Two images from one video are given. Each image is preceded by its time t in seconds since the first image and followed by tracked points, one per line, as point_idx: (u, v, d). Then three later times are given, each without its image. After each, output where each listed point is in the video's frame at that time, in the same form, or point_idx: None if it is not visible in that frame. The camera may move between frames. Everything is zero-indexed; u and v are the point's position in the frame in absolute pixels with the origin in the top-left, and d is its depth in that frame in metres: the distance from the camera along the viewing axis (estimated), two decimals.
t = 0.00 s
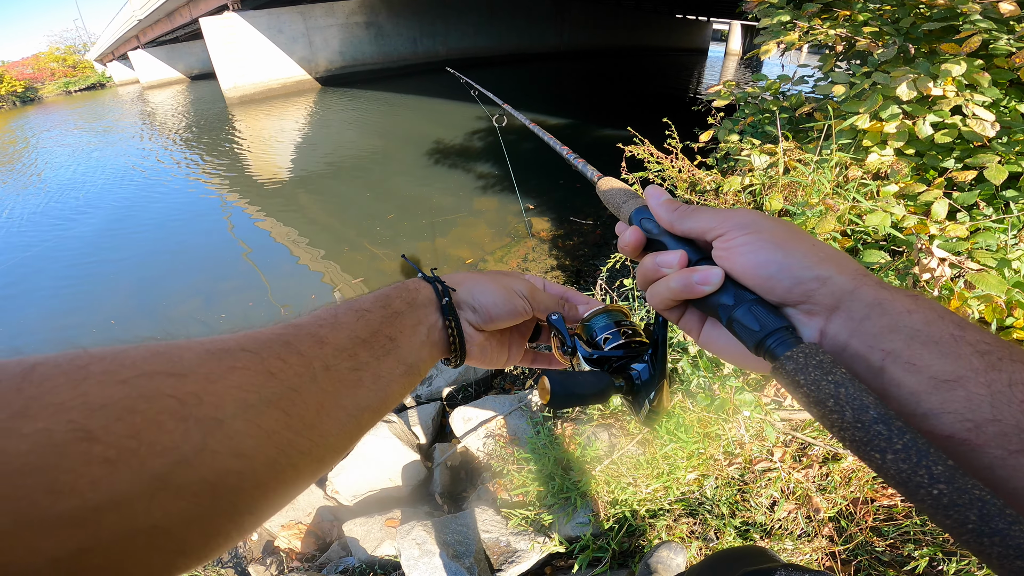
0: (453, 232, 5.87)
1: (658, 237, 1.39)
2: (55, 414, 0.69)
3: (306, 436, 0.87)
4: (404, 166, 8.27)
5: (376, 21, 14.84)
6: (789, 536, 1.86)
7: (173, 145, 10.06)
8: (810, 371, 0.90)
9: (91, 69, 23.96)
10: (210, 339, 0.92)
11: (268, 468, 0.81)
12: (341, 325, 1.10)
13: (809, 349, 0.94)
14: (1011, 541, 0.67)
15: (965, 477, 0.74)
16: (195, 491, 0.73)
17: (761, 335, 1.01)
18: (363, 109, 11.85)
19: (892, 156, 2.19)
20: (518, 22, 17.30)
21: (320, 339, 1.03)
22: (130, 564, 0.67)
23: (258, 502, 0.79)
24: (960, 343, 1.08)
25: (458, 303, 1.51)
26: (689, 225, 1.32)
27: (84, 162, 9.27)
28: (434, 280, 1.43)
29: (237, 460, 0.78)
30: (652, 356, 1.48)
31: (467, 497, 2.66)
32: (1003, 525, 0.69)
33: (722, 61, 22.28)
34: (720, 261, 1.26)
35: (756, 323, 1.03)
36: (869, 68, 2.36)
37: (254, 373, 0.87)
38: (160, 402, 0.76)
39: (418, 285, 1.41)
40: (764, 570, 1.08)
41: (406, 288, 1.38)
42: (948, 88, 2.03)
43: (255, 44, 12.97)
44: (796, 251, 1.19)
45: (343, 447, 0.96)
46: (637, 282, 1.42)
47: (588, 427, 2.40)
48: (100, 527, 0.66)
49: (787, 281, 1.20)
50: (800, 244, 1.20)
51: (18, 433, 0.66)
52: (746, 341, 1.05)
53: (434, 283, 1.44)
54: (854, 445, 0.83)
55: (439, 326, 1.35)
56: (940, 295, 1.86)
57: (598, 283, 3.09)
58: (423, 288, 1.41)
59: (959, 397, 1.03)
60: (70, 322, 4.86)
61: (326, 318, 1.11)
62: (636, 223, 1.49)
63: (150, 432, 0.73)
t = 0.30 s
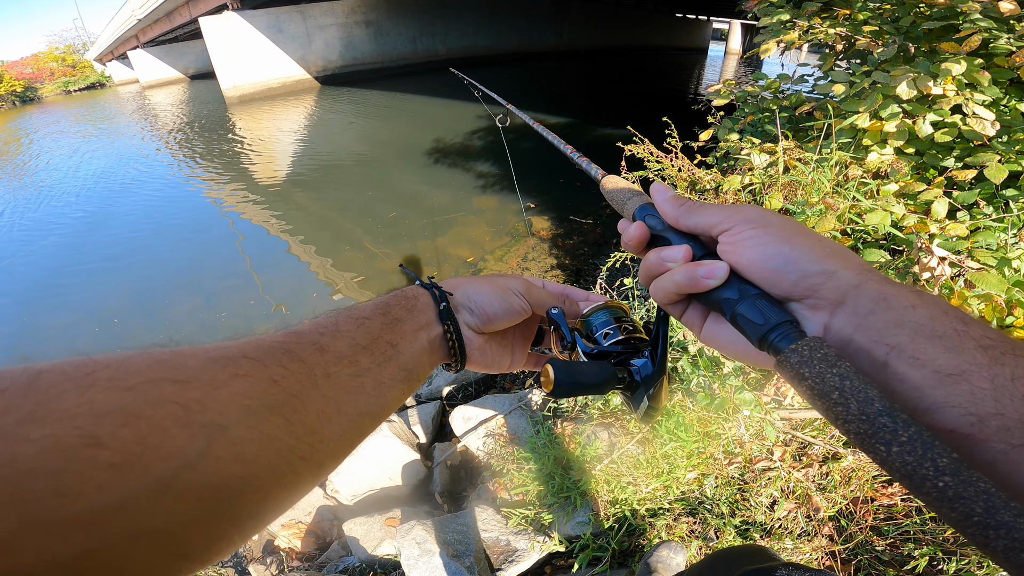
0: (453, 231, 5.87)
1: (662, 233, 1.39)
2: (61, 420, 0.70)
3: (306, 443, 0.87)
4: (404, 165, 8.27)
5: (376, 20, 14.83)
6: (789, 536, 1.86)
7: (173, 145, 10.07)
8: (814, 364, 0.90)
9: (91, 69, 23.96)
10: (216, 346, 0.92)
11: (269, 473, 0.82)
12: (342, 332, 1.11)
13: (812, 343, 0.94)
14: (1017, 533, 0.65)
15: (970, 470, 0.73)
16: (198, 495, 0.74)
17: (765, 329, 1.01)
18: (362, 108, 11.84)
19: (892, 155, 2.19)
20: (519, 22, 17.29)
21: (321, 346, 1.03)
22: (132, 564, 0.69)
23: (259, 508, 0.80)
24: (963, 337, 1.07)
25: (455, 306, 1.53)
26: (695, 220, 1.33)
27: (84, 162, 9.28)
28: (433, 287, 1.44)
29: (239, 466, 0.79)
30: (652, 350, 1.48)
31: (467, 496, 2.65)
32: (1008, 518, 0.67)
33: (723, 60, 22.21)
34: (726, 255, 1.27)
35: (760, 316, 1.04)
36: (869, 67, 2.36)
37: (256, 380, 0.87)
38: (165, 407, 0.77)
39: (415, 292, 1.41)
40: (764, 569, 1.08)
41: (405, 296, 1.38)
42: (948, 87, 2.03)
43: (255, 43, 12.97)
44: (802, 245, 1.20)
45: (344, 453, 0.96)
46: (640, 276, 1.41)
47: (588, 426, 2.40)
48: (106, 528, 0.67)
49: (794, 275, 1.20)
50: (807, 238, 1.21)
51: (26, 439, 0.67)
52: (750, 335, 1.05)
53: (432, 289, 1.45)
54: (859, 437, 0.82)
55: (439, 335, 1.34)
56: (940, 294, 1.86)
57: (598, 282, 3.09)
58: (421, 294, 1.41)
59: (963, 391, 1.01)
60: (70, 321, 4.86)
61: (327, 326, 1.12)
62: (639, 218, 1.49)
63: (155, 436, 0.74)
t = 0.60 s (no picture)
0: (453, 230, 5.86)
1: (655, 230, 1.40)
2: (38, 460, 0.58)
3: (328, 465, 0.73)
4: (403, 164, 8.26)
5: (375, 20, 14.82)
6: (789, 534, 1.86)
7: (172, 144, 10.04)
8: (793, 365, 0.90)
9: (90, 69, 23.91)
10: (221, 355, 0.77)
11: (288, 505, 0.68)
12: (375, 324, 0.93)
13: (793, 343, 0.93)
14: (973, 533, 0.67)
15: (935, 470, 0.73)
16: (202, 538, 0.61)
17: (750, 328, 1.01)
18: (362, 107, 11.84)
19: (893, 153, 2.21)
20: (518, 21, 17.31)
21: (346, 348, 0.85)
22: None
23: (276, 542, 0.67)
24: (949, 328, 1.06)
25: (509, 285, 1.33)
26: (683, 219, 1.33)
27: (83, 161, 9.26)
28: (488, 264, 1.26)
29: (247, 502, 0.65)
30: (657, 344, 1.50)
31: (467, 494, 2.66)
32: (966, 518, 0.68)
33: (722, 59, 22.29)
34: (713, 254, 1.27)
35: (745, 316, 1.04)
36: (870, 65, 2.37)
37: (267, 401, 0.72)
38: (157, 442, 0.63)
39: (471, 267, 1.24)
40: (765, 566, 1.09)
41: (457, 270, 1.22)
42: (950, 85, 2.02)
43: (254, 42, 12.94)
44: (786, 241, 1.19)
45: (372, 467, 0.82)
46: (636, 273, 1.40)
47: (588, 425, 2.41)
48: None
49: (778, 272, 1.20)
50: (791, 234, 1.20)
51: None
52: (736, 334, 1.06)
53: (487, 266, 1.28)
54: (832, 436, 0.82)
55: (487, 318, 1.19)
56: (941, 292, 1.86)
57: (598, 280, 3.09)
58: (478, 271, 1.24)
59: (948, 382, 1.00)
60: (70, 322, 4.85)
61: (357, 315, 0.93)
62: (631, 220, 1.50)
63: (146, 477, 0.61)
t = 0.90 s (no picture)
0: (454, 228, 5.87)
1: (646, 237, 1.40)
2: (59, 456, 0.52)
3: (367, 462, 0.69)
4: (403, 163, 8.25)
5: (374, 19, 14.81)
6: (791, 532, 1.86)
7: (171, 144, 10.02)
8: (772, 375, 0.90)
9: (89, 68, 23.89)
10: (258, 339, 0.71)
11: (327, 506, 0.63)
12: (423, 308, 0.90)
13: (774, 352, 0.93)
14: (934, 542, 0.69)
15: (905, 478, 0.74)
16: (237, 541, 0.56)
17: (738, 335, 1.01)
18: (361, 106, 11.83)
19: (893, 152, 2.21)
20: (518, 20, 17.31)
21: (391, 335, 0.81)
22: None
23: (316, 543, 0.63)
24: (934, 332, 1.04)
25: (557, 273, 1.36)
26: (669, 227, 1.30)
27: (82, 161, 9.24)
28: (540, 249, 1.29)
29: (286, 504, 0.60)
30: (663, 345, 1.48)
31: (468, 493, 2.67)
32: (929, 527, 0.70)
33: (722, 57, 22.29)
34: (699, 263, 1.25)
35: (730, 324, 1.04)
36: (869, 64, 2.37)
37: (309, 394, 0.66)
38: (191, 439, 0.57)
39: (523, 254, 1.26)
40: (765, 563, 1.09)
41: (511, 254, 1.24)
42: (948, 83, 2.02)
43: (253, 42, 12.93)
44: (767, 248, 1.16)
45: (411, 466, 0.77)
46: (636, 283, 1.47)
47: (589, 424, 2.41)
48: None
49: (759, 281, 1.17)
50: (771, 241, 1.17)
51: (15, 478, 0.50)
52: (723, 342, 1.06)
53: (537, 249, 1.31)
54: (809, 445, 0.84)
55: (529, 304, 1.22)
56: (940, 290, 1.85)
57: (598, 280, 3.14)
58: (529, 257, 1.26)
59: (932, 388, 0.99)
60: (71, 322, 4.85)
61: (405, 297, 0.90)
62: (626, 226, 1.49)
63: (177, 476, 0.55)
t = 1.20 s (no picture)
0: (454, 227, 5.87)
1: (644, 241, 1.41)
2: (100, 439, 0.54)
3: (406, 447, 0.69)
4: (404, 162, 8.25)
5: (373, 18, 14.81)
6: (791, 531, 1.87)
7: (170, 143, 10.02)
8: (767, 378, 0.91)
9: (88, 68, 23.89)
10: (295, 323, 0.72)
11: (369, 492, 0.64)
12: (456, 294, 0.90)
13: (770, 355, 0.94)
14: (928, 543, 0.68)
15: (897, 480, 0.74)
16: (281, 529, 0.57)
17: (734, 337, 1.02)
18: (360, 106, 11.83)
19: (892, 150, 2.21)
20: (517, 19, 17.30)
21: (426, 319, 0.82)
22: None
23: (358, 525, 0.63)
24: (928, 334, 1.04)
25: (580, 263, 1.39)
26: (664, 230, 1.33)
27: (83, 161, 9.26)
28: (564, 239, 1.29)
29: (329, 487, 0.61)
30: (666, 346, 1.51)
31: (467, 492, 2.66)
32: (922, 528, 0.70)
33: (722, 55, 22.24)
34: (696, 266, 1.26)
35: (726, 327, 1.05)
36: (869, 62, 2.36)
37: (349, 374, 0.68)
38: (234, 420, 0.58)
39: (548, 243, 1.26)
40: (765, 560, 1.10)
41: (538, 244, 1.24)
42: (947, 82, 2.02)
43: (252, 42, 12.92)
44: (760, 250, 1.17)
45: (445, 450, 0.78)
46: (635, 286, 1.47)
47: (588, 423, 2.42)
48: None
49: (753, 285, 1.18)
50: (764, 244, 1.17)
51: (55, 464, 0.52)
52: (721, 344, 1.07)
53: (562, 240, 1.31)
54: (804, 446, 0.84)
55: (548, 294, 1.22)
56: (939, 288, 1.86)
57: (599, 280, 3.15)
58: (553, 246, 1.27)
59: (927, 389, 0.98)
60: (72, 322, 4.86)
61: (438, 283, 0.91)
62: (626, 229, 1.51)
63: (221, 460, 0.56)
